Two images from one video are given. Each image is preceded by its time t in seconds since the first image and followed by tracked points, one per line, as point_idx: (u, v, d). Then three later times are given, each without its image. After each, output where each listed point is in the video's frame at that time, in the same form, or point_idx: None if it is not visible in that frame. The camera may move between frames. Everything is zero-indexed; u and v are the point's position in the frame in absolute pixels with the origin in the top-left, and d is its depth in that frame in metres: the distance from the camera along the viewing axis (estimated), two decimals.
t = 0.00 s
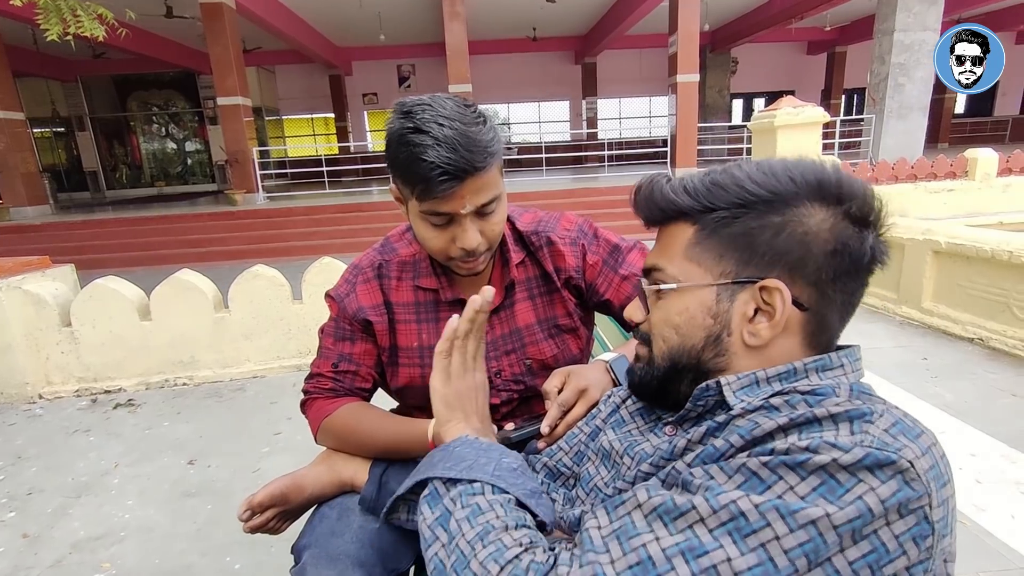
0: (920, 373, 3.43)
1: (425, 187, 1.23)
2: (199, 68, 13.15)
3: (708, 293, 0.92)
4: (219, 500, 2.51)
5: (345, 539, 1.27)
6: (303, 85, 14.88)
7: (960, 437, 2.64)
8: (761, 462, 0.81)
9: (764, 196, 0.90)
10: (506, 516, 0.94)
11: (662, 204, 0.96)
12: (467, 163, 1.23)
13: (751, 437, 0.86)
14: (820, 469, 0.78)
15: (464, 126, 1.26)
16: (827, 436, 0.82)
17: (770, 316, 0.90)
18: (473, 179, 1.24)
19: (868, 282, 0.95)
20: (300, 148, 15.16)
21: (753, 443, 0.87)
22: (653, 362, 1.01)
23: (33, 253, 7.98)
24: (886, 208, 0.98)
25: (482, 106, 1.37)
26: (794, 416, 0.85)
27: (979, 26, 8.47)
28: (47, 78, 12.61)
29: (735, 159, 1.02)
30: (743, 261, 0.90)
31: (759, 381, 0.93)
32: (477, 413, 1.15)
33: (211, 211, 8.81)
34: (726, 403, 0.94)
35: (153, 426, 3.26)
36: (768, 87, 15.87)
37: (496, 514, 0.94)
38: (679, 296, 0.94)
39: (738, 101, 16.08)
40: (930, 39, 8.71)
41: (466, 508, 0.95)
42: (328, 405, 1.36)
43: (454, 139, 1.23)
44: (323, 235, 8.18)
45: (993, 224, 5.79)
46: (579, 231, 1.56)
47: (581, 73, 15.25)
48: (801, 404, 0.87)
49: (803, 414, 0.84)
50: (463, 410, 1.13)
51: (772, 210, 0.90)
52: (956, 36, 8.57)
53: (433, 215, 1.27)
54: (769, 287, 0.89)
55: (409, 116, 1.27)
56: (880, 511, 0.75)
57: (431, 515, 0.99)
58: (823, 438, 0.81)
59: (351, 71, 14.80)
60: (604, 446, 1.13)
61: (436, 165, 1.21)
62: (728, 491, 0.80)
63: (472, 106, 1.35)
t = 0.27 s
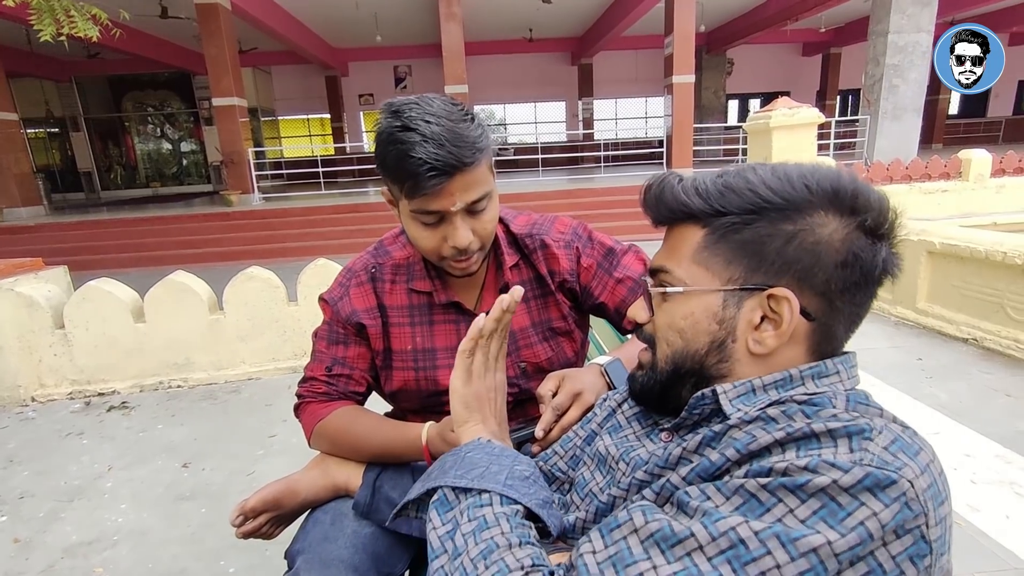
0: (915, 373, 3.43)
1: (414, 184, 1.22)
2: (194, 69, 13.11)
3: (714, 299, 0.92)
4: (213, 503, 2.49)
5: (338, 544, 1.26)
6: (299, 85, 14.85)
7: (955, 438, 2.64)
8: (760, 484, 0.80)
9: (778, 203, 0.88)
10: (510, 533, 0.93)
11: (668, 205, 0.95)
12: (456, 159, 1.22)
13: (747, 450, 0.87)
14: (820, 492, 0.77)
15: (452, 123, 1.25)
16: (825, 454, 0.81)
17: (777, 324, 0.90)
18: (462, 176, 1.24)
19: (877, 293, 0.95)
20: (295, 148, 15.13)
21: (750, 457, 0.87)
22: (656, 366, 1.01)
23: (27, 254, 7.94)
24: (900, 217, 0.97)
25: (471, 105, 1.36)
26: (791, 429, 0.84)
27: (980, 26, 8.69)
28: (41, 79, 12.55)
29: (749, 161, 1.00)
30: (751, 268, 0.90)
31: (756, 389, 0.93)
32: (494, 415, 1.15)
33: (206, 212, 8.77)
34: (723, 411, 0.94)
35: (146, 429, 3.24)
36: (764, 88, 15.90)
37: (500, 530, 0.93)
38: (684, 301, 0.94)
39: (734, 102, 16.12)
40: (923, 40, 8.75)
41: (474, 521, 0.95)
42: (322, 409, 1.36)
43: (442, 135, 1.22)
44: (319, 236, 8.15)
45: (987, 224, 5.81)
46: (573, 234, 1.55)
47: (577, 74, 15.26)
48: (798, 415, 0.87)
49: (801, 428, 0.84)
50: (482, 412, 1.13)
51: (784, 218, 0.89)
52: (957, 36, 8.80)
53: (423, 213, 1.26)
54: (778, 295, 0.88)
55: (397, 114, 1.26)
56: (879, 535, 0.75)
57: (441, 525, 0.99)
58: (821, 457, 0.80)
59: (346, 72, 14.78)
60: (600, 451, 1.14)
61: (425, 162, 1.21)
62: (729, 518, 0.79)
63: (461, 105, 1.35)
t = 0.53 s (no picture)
0: (911, 375, 3.44)
1: (410, 189, 1.22)
2: (191, 70, 13.08)
3: (707, 304, 0.93)
4: (208, 506, 2.48)
5: (334, 548, 1.26)
6: (296, 86, 14.84)
7: (950, 439, 2.65)
8: (758, 510, 0.79)
9: (775, 208, 0.88)
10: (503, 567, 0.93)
11: (667, 208, 0.95)
12: (453, 165, 1.22)
13: (743, 465, 0.87)
14: (819, 516, 0.76)
15: (449, 129, 1.25)
16: (823, 472, 0.80)
17: (770, 331, 0.91)
18: (459, 182, 1.23)
19: (875, 301, 0.95)
20: (292, 150, 15.12)
21: (746, 471, 0.87)
22: (649, 368, 1.02)
23: (23, 255, 7.91)
24: (901, 222, 0.97)
25: (468, 109, 1.36)
26: (788, 444, 0.84)
27: (979, 26, 8.75)
28: (36, 79, 12.51)
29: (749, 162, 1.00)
30: (745, 274, 0.90)
31: (752, 396, 0.93)
32: (481, 437, 1.15)
33: (203, 213, 8.75)
34: (720, 420, 0.94)
35: (142, 431, 3.23)
36: (760, 90, 15.94)
37: (491, 566, 0.94)
38: (678, 306, 0.95)
39: (730, 104, 16.16)
40: (919, 43, 8.78)
41: (467, 559, 0.96)
42: (317, 411, 1.35)
43: (439, 141, 1.22)
44: (315, 238, 8.14)
45: (982, 226, 5.83)
46: (569, 237, 1.56)
47: (574, 75, 15.28)
48: (795, 425, 0.87)
49: (798, 443, 0.83)
50: (468, 435, 1.13)
51: (782, 224, 0.88)
52: (956, 37, 8.87)
53: (419, 219, 1.26)
54: (770, 303, 0.89)
55: (394, 120, 1.26)
56: (878, 558, 0.75)
57: (435, 562, 1.00)
58: (818, 475, 0.79)
59: (344, 73, 14.77)
60: (596, 455, 1.14)
61: (421, 168, 1.21)
62: (731, 553, 0.78)
63: (457, 109, 1.35)
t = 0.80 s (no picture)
0: (908, 377, 3.45)
1: (410, 194, 1.23)
2: (189, 72, 13.09)
3: (702, 307, 0.93)
4: (206, 508, 2.48)
5: (332, 548, 1.26)
6: (294, 89, 14.85)
7: (948, 440, 2.64)
8: (760, 550, 0.78)
9: (770, 211, 0.88)
10: None
11: (661, 211, 0.96)
12: (453, 169, 1.23)
13: (737, 484, 0.86)
14: (820, 550, 0.75)
15: (449, 133, 1.26)
16: (817, 494, 0.79)
17: (765, 334, 0.91)
18: (459, 186, 1.24)
19: (870, 303, 0.95)
20: (291, 152, 15.13)
21: (739, 489, 0.86)
22: (644, 368, 1.02)
23: (20, 257, 7.91)
24: (897, 225, 0.98)
25: (467, 113, 1.37)
26: (781, 462, 0.83)
27: (978, 26, 8.81)
28: (34, 81, 12.50)
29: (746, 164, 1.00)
30: (740, 277, 0.90)
31: (747, 404, 0.94)
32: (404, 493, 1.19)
33: (201, 215, 8.75)
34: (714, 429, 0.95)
35: (140, 432, 3.23)
36: (758, 93, 15.98)
37: None
38: (673, 308, 0.96)
39: (728, 107, 16.20)
40: (915, 46, 8.82)
41: None
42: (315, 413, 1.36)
43: (439, 146, 1.23)
44: (313, 240, 8.14)
45: (978, 229, 5.86)
46: (567, 240, 1.57)
47: (572, 78, 15.31)
48: (787, 440, 0.87)
49: (791, 462, 0.82)
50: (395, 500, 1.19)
51: (776, 228, 0.89)
52: (955, 36, 8.91)
53: (419, 222, 1.27)
54: (766, 306, 0.89)
55: (394, 125, 1.27)
56: None
57: None
58: (813, 499, 0.78)
59: (343, 75, 14.79)
60: (593, 458, 1.14)
61: (421, 173, 1.21)
62: None
63: (457, 113, 1.36)
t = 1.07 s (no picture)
0: (906, 380, 3.46)
1: (409, 197, 1.23)
2: (188, 74, 13.10)
3: (700, 315, 0.93)
4: (204, 510, 2.48)
5: (330, 549, 1.26)
6: (293, 91, 14.87)
7: (946, 440, 2.64)
8: None
9: (769, 218, 0.89)
10: None
11: (656, 214, 0.96)
12: (452, 172, 1.24)
13: (745, 504, 0.85)
14: (845, 570, 0.76)
15: (447, 135, 1.27)
16: (833, 514, 0.79)
17: (764, 343, 0.92)
18: (458, 189, 1.25)
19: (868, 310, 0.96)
20: (290, 155, 15.14)
21: (749, 511, 0.85)
22: (638, 374, 1.02)
23: (19, 259, 7.90)
24: (896, 228, 0.98)
25: (466, 116, 1.38)
26: (790, 481, 0.83)
27: (978, 26, 8.86)
28: (33, 83, 12.51)
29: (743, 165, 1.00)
30: (739, 285, 0.91)
31: (747, 412, 0.95)
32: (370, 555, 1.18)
33: (200, 217, 8.75)
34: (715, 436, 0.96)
35: (138, 434, 3.23)
36: (755, 96, 16.03)
37: None
38: (669, 315, 0.95)
39: (726, 111, 16.24)
40: (912, 51, 8.85)
41: None
42: (315, 414, 1.37)
43: (438, 148, 1.24)
44: (311, 243, 8.15)
45: (975, 232, 5.88)
46: (565, 242, 1.57)
47: (571, 81, 15.34)
48: (793, 453, 0.87)
49: (801, 480, 0.83)
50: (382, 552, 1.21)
51: (776, 234, 0.89)
52: (955, 36, 8.95)
53: (418, 224, 1.27)
54: (765, 316, 0.90)
55: (393, 127, 1.28)
56: None
57: None
58: (831, 521, 0.78)
59: (342, 78, 14.81)
60: (593, 461, 1.17)
61: (420, 175, 1.22)
62: None
63: (455, 116, 1.37)
